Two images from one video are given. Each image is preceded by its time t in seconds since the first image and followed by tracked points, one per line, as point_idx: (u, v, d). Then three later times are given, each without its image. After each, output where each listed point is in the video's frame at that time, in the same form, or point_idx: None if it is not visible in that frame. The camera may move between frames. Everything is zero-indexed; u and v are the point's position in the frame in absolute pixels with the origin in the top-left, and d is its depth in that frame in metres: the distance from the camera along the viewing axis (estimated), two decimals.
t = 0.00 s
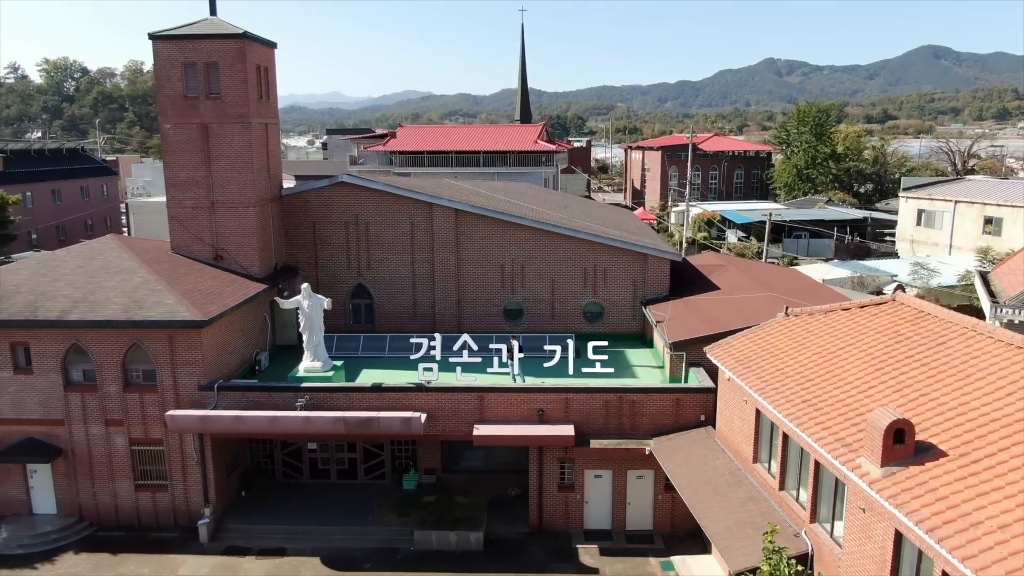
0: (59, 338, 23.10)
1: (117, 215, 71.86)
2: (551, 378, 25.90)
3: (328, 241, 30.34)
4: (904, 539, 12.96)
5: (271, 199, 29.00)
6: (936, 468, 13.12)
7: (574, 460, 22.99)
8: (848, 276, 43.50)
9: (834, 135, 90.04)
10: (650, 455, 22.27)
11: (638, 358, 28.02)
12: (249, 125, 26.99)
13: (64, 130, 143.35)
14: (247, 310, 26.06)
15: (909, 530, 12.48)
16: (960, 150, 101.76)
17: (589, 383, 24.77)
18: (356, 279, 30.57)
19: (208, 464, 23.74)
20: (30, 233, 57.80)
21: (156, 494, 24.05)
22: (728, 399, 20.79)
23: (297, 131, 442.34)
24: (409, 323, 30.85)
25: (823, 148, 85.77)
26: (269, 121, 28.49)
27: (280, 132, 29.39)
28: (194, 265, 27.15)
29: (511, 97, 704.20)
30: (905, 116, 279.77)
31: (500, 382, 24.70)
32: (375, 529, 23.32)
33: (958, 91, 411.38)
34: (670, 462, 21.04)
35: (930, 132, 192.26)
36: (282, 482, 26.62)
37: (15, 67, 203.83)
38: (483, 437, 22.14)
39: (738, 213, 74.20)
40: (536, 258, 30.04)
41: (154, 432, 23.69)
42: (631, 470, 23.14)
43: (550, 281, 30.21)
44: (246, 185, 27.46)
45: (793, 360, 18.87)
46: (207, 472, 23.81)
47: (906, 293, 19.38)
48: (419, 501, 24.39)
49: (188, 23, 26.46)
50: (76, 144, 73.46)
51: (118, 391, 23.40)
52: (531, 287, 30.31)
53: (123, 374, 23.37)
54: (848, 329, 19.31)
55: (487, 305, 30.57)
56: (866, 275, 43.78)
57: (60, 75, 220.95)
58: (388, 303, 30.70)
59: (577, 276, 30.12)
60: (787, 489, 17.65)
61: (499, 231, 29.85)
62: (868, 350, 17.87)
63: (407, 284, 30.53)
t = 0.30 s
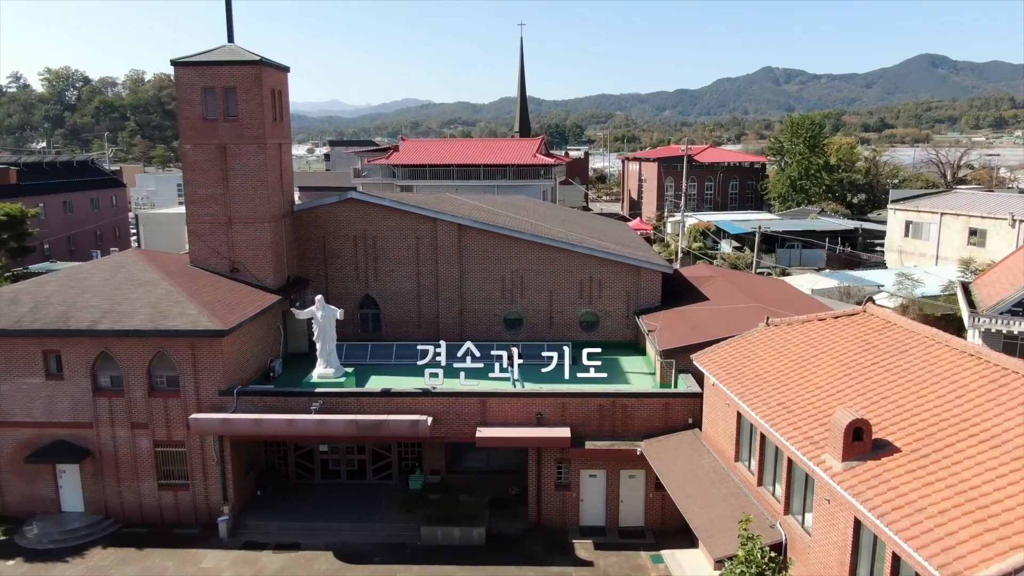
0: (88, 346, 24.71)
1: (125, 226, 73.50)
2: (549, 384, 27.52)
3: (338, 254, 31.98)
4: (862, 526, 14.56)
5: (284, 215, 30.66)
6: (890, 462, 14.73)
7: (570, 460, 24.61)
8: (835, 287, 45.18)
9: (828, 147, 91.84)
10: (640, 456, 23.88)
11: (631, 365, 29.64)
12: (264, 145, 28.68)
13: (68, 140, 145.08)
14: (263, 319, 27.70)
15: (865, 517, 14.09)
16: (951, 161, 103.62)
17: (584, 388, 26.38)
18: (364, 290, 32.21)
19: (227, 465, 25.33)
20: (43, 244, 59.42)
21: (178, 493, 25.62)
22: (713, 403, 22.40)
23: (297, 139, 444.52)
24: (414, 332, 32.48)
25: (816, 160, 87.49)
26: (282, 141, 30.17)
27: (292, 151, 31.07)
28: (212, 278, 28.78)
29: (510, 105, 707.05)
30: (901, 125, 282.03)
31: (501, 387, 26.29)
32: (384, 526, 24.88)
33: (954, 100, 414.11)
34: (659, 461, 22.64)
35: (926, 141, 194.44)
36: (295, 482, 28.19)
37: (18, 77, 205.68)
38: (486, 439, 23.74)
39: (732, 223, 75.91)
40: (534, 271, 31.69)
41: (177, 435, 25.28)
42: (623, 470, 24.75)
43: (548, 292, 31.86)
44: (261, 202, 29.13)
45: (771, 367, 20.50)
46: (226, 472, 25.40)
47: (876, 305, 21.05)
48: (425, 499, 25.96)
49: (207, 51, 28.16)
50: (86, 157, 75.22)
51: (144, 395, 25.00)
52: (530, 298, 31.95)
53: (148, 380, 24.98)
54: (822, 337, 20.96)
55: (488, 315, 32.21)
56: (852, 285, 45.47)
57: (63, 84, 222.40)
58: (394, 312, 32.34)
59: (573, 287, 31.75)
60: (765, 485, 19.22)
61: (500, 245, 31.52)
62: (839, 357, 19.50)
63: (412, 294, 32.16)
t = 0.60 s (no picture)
0: (113, 354, 26.31)
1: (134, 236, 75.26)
2: (545, 389, 29.14)
3: (345, 266, 33.61)
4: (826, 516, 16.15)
5: (294, 229, 32.32)
6: (851, 458, 16.33)
7: (566, 461, 26.23)
8: (823, 296, 46.85)
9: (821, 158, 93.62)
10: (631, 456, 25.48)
11: (624, 371, 31.26)
12: (277, 164, 30.36)
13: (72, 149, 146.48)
14: (276, 328, 29.33)
15: (827, 507, 15.68)
16: (943, 172, 105.43)
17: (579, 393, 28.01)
18: (370, 300, 33.84)
19: (243, 466, 26.90)
20: (55, 254, 60.93)
21: (197, 492, 27.20)
22: (698, 406, 24.01)
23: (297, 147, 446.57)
24: (417, 340, 34.09)
25: (809, 171, 89.20)
26: (293, 159, 31.84)
27: (302, 168, 32.75)
28: (227, 289, 30.40)
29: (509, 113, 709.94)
30: (897, 134, 284.31)
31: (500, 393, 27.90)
32: (391, 523, 26.44)
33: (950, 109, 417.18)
34: (648, 461, 24.26)
35: (921, 150, 196.67)
36: (305, 482, 29.76)
37: (21, 85, 207.13)
38: (486, 441, 25.33)
39: (727, 233, 77.61)
40: (532, 282, 33.33)
41: (195, 437, 26.87)
42: (616, 470, 26.35)
43: (545, 302, 33.48)
44: (274, 217, 30.77)
45: (751, 373, 22.12)
46: (242, 472, 26.98)
47: (848, 316, 22.70)
48: (429, 497, 27.54)
49: (223, 75, 29.85)
50: (95, 168, 77.04)
51: (165, 400, 26.60)
52: (528, 307, 33.58)
53: (169, 385, 26.59)
54: (799, 346, 22.60)
55: (488, 323, 33.83)
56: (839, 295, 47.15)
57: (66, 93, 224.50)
58: (399, 321, 33.96)
59: (569, 297, 33.37)
60: (744, 481, 20.81)
61: (499, 257, 33.18)
62: (813, 364, 21.14)
63: (416, 304, 33.79)
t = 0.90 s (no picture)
0: (136, 361, 27.92)
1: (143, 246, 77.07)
2: (543, 394, 30.76)
3: (352, 277, 35.25)
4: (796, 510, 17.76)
5: (305, 242, 33.98)
6: (820, 456, 17.93)
7: (562, 462, 27.85)
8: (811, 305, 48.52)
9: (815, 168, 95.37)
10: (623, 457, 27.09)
11: (618, 378, 32.88)
12: (289, 181, 32.05)
13: (76, 158, 148.06)
14: (287, 337, 30.97)
15: (796, 500, 17.26)
16: (935, 182, 107.26)
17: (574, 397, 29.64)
18: (376, 309, 35.49)
19: (257, 467, 28.50)
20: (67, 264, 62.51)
21: (213, 492, 28.78)
22: (686, 411, 25.63)
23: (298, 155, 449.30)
24: (421, 348, 35.71)
25: (803, 181, 90.79)
26: (303, 176, 33.53)
27: (312, 184, 34.43)
28: (241, 299, 32.03)
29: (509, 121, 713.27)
30: (894, 142, 286.50)
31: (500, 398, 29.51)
32: (397, 521, 28.01)
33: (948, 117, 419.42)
34: (639, 462, 25.88)
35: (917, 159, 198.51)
36: (315, 483, 31.33)
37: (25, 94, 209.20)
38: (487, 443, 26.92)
39: (722, 242, 79.31)
40: (531, 293, 34.97)
41: (212, 440, 28.47)
42: (609, 471, 27.95)
43: (543, 312, 35.11)
44: (285, 231, 32.43)
45: (734, 379, 23.76)
46: (256, 473, 28.57)
47: (825, 326, 24.34)
48: (432, 497, 29.12)
49: (238, 97, 31.55)
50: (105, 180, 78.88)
51: (184, 404, 28.21)
52: (526, 317, 35.21)
53: (188, 391, 28.19)
54: (779, 354, 24.25)
55: (488, 332, 35.46)
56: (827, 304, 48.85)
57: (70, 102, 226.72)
58: (403, 329, 35.60)
59: (566, 308, 35.00)
60: (726, 480, 22.40)
61: (499, 269, 34.85)
62: (791, 371, 22.77)
63: (420, 313, 35.42)
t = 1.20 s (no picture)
0: (156, 369, 29.53)
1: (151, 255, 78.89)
2: (541, 400, 32.37)
3: (359, 288, 36.90)
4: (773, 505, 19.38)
5: (314, 254, 35.65)
6: (794, 456, 19.55)
7: (560, 464, 29.47)
8: (802, 314, 50.16)
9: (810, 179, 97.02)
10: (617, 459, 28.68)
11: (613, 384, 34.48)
12: (300, 197, 33.76)
13: (82, 167, 149.87)
14: (299, 345, 32.61)
15: (772, 496, 18.87)
16: (928, 192, 109.00)
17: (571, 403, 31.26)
18: (382, 318, 37.12)
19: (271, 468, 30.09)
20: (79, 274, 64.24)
21: (229, 492, 30.36)
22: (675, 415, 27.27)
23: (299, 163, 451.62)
24: (424, 355, 37.33)
25: (799, 191, 92.11)
26: (313, 192, 35.23)
27: (321, 200, 36.12)
28: (254, 309, 33.65)
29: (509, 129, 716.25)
30: (891, 150, 288.58)
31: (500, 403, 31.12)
32: (403, 520, 29.58)
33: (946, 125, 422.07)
34: (632, 464, 27.49)
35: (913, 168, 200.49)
36: (324, 485, 32.89)
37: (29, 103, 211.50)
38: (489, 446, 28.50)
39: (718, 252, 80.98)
40: (530, 303, 36.60)
41: (228, 443, 30.06)
42: (604, 473, 29.54)
43: (542, 321, 36.72)
44: (296, 245, 34.08)
45: (719, 385, 25.42)
46: (269, 474, 30.16)
47: (805, 335, 26.01)
48: (437, 497, 30.69)
49: (252, 118, 33.29)
50: (115, 191, 80.77)
51: (202, 409, 29.80)
52: (526, 326, 36.84)
53: (205, 396, 29.78)
54: (761, 361, 25.92)
55: (489, 340, 37.07)
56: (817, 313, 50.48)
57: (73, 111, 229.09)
58: (408, 338, 37.24)
59: (563, 317, 36.62)
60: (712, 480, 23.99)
61: (500, 280, 36.51)
62: (771, 377, 24.43)
63: (424, 322, 37.06)
